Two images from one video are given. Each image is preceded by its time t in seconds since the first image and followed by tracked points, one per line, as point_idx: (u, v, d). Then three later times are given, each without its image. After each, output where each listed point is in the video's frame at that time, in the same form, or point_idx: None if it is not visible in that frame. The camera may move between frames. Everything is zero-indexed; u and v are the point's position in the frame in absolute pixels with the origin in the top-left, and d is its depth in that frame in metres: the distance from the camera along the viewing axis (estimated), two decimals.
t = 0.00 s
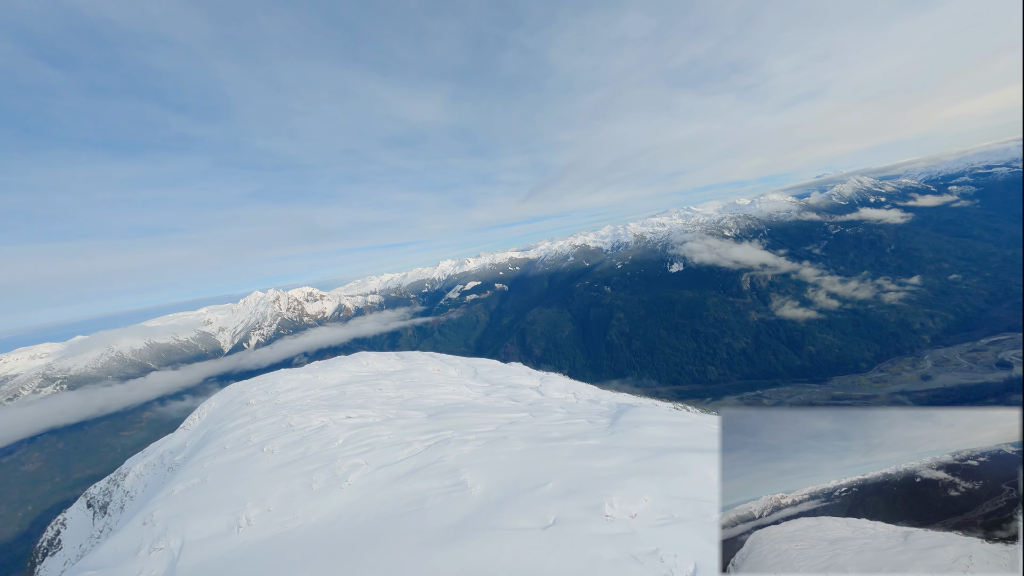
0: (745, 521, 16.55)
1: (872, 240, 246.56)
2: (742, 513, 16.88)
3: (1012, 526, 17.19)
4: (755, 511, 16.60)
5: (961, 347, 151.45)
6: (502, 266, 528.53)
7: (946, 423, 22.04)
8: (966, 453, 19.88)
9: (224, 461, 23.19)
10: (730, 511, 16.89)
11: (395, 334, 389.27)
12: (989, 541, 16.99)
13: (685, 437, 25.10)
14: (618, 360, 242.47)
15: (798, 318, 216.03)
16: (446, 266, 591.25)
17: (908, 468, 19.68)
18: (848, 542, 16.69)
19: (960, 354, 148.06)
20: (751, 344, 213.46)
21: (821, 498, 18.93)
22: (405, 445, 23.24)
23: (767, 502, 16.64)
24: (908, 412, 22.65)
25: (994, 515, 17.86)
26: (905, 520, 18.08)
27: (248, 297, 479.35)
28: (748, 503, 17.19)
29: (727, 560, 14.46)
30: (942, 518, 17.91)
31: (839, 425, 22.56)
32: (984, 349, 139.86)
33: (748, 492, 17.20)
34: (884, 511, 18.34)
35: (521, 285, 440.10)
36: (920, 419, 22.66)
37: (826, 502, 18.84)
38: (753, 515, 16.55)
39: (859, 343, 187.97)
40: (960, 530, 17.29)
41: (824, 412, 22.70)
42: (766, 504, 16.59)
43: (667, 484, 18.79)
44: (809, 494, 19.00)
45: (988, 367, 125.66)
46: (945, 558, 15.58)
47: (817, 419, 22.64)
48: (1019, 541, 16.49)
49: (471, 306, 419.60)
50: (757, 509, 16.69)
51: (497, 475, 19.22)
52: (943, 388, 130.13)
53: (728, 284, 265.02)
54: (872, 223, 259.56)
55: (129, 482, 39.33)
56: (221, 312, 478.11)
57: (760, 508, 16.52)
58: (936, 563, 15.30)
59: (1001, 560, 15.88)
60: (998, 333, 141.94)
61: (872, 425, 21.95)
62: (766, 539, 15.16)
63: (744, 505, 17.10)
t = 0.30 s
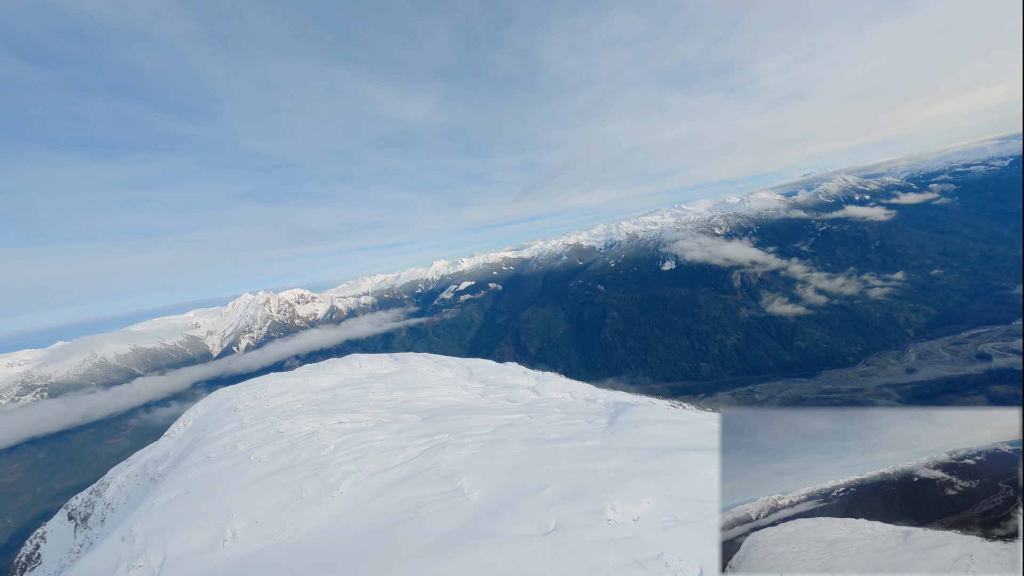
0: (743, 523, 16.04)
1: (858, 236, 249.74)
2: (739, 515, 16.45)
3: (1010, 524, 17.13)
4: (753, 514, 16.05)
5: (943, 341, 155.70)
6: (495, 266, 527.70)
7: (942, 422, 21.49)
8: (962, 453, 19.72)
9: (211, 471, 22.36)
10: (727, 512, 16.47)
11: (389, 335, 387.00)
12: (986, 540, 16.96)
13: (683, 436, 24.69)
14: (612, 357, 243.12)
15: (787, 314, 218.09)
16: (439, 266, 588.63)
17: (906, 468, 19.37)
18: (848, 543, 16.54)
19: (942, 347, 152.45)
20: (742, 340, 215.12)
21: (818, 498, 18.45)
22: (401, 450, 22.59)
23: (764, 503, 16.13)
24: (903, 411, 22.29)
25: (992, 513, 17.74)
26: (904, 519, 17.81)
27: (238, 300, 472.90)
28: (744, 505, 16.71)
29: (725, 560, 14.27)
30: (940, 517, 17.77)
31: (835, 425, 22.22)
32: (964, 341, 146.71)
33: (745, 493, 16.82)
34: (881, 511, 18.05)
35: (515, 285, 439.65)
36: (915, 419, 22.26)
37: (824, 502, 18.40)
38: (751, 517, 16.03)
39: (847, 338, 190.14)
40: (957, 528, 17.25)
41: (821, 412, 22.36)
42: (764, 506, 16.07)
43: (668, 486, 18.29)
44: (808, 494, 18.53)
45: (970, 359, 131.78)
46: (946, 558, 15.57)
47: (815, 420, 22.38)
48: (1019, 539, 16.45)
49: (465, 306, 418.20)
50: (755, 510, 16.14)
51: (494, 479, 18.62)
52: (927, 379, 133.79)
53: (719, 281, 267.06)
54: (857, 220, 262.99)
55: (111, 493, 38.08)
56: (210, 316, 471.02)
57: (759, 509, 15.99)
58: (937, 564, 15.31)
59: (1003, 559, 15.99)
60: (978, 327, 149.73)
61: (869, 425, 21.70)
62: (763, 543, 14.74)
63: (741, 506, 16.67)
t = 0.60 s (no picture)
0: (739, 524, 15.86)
1: (845, 233, 252.50)
2: (736, 516, 16.20)
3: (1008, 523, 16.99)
4: (751, 515, 15.83)
5: (926, 336, 158.98)
6: (489, 266, 526.61)
7: (939, 420, 21.01)
8: (959, 452, 19.73)
9: (197, 481, 21.63)
10: (725, 514, 16.07)
11: (383, 336, 384.84)
12: (986, 538, 16.90)
13: (683, 435, 24.43)
14: (607, 356, 243.72)
15: (778, 310, 219.82)
16: (433, 266, 585.78)
17: (902, 467, 19.42)
18: (847, 545, 16.42)
19: (926, 341, 155.56)
20: (734, 337, 216.58)
21: (816, 500, 18.42)
22: (396, 454, 21.98)
23: (760, 504, 16.28)
24: (899, 412, 22.25)
25: (988, 511, 17.72)
26: (901, 519, 17.75)
27: (227, 303, 466.75)
28: (743, 506, 16.57)
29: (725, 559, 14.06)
30: (937, 517, 17.77)
31: (834, 426, 22.35)
32: (946, 335, 150.71)
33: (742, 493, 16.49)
34: (881, 512, 17.96)
35: (509, 284, 439.02)
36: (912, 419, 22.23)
37: (822, 504, 18.38)
38: (748, 518, 15.89)
39: (835, 333, 191.82)
40: (955, 527, 17.24)
41: (817, 413, 22.51)
42: (760, 507, 16.20)
43: (670, 487, 17.88)
44: (806, 496, 18.48)
45: (952, 352, 135.98)
46: (947, 557, 15.57)
47: (812, 420, 22.43)
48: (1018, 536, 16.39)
49: (460, 305, 416.81)
50: (752, 511, 15.92)
51: (492, 484, 18.02)
52: (911, 373, 135.64)
53: (710, 278, 268.70)
54: (844, 217, 266.07)
55: (92, 504, 36.89)
56: (199, 319, 464.26)
57: (756, 511, 15.83)
58: (937, 564, 15.31)
59: (1003, 557, 15.81)
60: (960, 319, 152.18)
61: (868, 426, 21.56)
62: (760, 545, 14.52)
63: (738, 508, 16.47)
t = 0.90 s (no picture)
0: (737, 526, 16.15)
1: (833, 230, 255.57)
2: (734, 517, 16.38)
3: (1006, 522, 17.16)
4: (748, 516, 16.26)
5: (911, 330, 161.45)
6: (483, 266, 525.22)
7: (936, 421, 21.60)
8: (955, 451, 20.14)
9: (182, 493, 20.82)
10: (725, 516, 16.14)
11: (376, 338, 382.45)
12: (983, 536, 17.00)
13: (686, 433, 23.95)
14: (601, 354, 244.29)
15: (768, 307, 221.66)
16: (426, 266, 582.78)
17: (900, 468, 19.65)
18: (846, 544, 16.32)
19: (911, 335, 158.03)
20: (726, 333, 217.90)
21: (813, 501, 18.33)
22: (390, 461, 21.38)
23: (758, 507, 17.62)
24: (895, 411, 22.28)
25: (985, 509, 17.91)
26: (900, 518, 17.70)
27: (216, 306, 460.54)
28: (741, 509, 16.81)
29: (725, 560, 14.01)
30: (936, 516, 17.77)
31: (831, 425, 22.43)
32: (930, 328, 153.63)
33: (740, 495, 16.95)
34: (878, 512, 17.87)
35: (504, 284, 438.38)
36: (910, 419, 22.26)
37: (819, 504, 18.26)
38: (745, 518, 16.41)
39: (824, 328, 193.46)
40: (952, 525, 17.28)
41: (814, 413, 22.67)
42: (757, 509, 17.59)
43: (673, 488, 17.45)
44: (802, 497, 18.39)
45: (936, 345, 138.69)
46: (948, 557, 15.51)
47: (810, 420, 22.44)
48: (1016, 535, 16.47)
49: (454, 306, 414.90)
50: (748, 512, 16.41)
51: (490, 490, 17.40)
52: (898, 366, 137.36)
53: (702, 276, 270.32)
54: (832, 215, 269.55)
55: (72, 518, 35.65)
56: (188, 323, 457.79)
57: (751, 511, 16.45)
58: (940, 564, 15.12)
59: (1004, 556, 15.88)
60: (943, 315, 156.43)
61: (866, 426, 21.52)
62: (756, 547, 14.78)
63: (736, 509, 16.64)
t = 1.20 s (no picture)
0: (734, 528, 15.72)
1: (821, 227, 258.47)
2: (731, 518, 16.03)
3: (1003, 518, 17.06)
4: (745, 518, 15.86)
5: (897, 324, 163.56)
6: (477, 266, 523.91)
7: (934, 420, 21.24)
8: (952, 449, 19.93)
9: (164, 504, 20.01)
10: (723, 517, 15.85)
11: (369, 340, 379.97)
12: (983, 535, 16.82)
13: (686, 432, 23.60)
14: (596, 352, 245.02)
15: (759, 303, 223.52)
16: (420, 267, 580.18)
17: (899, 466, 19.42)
18: (846, 545, 16.08)
19: (897, 329, 160.09)
20: (718, 330, 219.37)
21: (811, 501, 18.04)
22: (383, 467, 20.71)
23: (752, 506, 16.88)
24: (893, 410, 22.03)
25: (983, 507, 17.76)
26: (899, 517, 17.50)
27: (205, 309, 454.44)
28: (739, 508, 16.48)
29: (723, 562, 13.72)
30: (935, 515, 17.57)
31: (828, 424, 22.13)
32: (915, 323, 155.59)
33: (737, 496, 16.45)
34: (876, 512, 17.67)
35: (498, 283, 437.70)
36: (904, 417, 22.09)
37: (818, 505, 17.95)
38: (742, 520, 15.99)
39: (812, 324, 195.37)
40: (950, 524, 17.14)
41: (812, 412, 22.30)
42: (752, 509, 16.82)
43: (675, 490, 17.03)
44: (800, 497, 18.11)
45: (920, 339, 140.52)
46: (949, 557, 15.26)
47: (806, 420, 22.10)
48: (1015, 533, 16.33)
49: (448, 306, 413.14)
50: (745, 513, 16.01)
51: (488, 496, 16.80)
52: (884, 359, 139.08)
53: (694, 274, 272.03)
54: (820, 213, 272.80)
55: (51, 532, 34.45)
56: (177, 327, 451.46)
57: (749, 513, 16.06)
58: (943, 565, 14.81)
59: (1004, 555, 15.72)
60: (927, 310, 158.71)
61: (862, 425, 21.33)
62: (753, 549, 14.47)
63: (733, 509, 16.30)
